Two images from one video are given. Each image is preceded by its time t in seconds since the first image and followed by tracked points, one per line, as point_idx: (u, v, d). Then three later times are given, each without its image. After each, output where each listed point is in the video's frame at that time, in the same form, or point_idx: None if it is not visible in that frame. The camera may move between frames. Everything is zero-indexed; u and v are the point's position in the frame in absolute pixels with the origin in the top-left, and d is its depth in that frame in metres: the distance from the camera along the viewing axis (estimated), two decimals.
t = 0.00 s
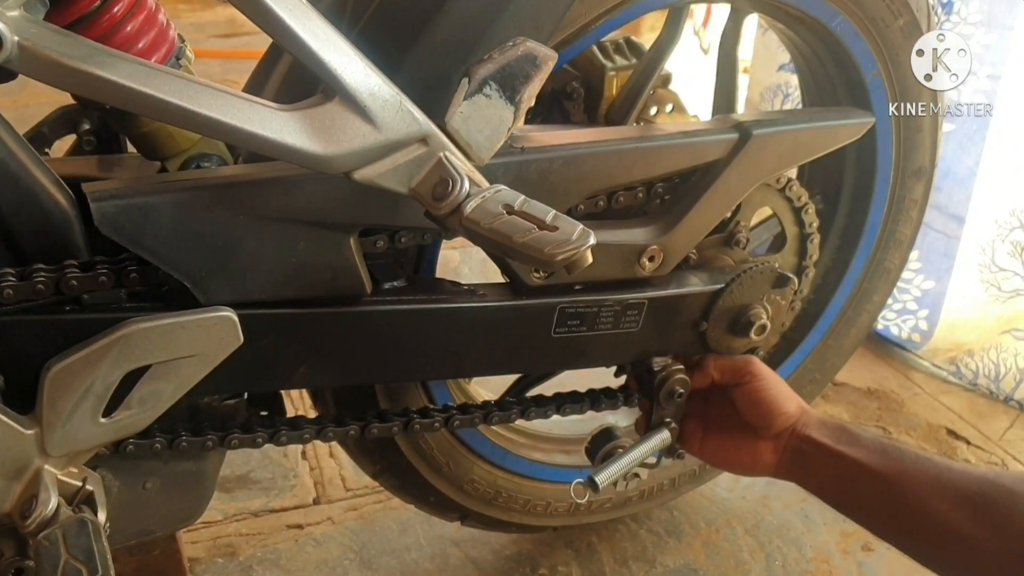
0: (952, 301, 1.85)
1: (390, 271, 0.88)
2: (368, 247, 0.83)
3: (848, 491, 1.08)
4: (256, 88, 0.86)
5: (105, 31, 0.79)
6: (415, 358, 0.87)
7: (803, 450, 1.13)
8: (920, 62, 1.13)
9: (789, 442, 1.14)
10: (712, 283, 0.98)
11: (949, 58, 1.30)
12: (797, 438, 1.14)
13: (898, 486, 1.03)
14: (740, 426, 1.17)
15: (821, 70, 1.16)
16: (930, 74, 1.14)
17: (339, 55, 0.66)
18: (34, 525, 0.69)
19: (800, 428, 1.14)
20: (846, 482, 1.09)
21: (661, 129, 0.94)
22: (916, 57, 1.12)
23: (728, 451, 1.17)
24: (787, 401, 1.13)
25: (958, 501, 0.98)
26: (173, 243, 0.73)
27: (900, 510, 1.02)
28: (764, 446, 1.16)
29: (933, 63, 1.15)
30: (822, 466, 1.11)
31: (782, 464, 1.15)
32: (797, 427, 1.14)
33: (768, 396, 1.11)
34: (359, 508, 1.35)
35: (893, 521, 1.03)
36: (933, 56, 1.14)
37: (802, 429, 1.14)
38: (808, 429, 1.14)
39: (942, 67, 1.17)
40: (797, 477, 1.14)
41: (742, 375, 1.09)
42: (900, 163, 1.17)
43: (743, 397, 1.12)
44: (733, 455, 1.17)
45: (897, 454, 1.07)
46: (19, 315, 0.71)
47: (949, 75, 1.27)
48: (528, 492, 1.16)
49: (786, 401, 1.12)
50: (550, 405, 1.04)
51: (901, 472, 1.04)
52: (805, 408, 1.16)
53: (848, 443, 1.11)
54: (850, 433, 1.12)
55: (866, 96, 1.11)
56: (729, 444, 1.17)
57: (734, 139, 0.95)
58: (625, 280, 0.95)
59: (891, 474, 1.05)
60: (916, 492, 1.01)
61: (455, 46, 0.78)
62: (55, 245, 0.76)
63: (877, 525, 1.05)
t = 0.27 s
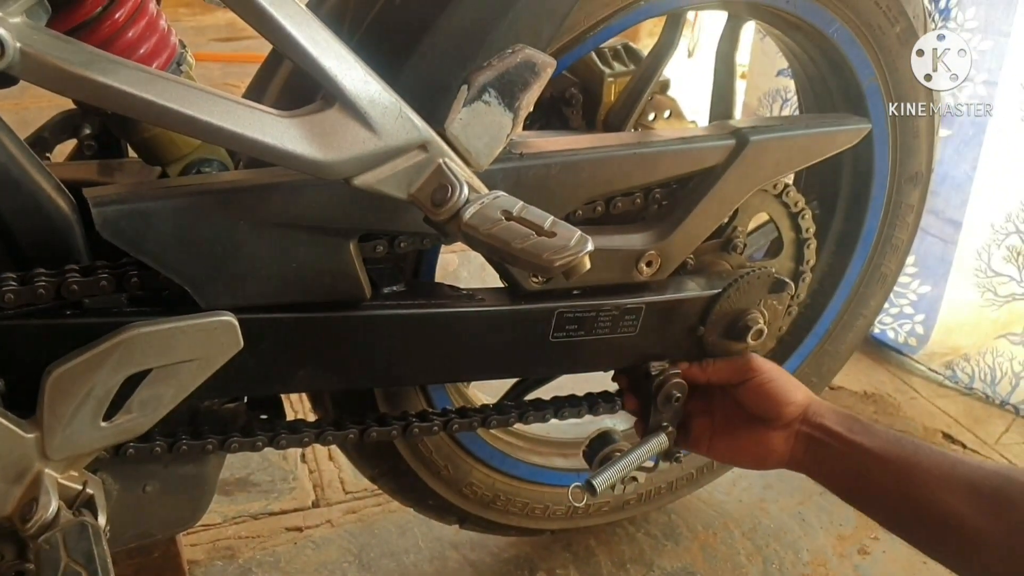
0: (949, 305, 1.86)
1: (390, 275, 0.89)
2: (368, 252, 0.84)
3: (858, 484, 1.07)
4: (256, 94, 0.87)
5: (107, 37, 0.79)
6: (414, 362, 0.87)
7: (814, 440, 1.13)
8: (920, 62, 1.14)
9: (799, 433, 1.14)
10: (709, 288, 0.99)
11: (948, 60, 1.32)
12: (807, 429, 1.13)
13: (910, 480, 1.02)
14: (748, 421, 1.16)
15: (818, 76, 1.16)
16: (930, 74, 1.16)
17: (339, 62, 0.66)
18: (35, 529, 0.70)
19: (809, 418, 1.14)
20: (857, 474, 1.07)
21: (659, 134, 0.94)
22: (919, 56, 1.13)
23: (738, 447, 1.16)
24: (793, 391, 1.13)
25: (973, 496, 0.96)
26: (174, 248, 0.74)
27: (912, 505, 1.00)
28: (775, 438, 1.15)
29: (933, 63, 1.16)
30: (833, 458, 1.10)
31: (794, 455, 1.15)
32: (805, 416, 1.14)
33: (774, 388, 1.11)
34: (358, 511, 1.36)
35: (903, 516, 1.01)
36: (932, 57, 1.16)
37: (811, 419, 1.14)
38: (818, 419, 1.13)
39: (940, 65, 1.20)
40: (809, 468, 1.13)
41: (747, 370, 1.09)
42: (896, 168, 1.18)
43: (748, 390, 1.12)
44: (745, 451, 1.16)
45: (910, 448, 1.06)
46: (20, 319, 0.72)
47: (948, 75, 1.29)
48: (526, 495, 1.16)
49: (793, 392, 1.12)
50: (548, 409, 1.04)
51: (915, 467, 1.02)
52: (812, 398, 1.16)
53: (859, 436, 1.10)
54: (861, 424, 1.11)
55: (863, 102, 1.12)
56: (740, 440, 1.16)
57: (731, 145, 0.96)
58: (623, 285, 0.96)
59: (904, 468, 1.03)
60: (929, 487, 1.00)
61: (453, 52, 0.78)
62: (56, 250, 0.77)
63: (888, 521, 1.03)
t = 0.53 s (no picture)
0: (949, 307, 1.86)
1: (392, 274, 0.89)
2: (370, 250, 0.84)
3: (866, 487, 1.06)
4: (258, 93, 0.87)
5: (110, 35, 0.79)
6: (415, 361, 0.87)
7: (818, 433, 1.11)
8: (921, 62, 1.14)
9: (802, 426, 1.13)
10: (710, 288, 0.99)
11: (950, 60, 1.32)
12: (810, 422, 1.12)
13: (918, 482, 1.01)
14: (750, 418, 1.16)
15: (819, 76, 1.16)
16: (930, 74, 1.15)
17: (342, 60, 0.66)
18: (36, 527, 0.70)
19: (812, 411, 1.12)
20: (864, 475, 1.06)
21: (661, 134, 0.95)
22: (921, 56, 1.13)
23: (743, 445, 1.15)
24: (792, 384, 1.12)
25: (982, 500, 0.96)
26: (176, 246, 0.74)
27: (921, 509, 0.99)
28: (779, 432, 1.13)
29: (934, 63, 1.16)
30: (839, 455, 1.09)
31: (798, 450, 1.13)
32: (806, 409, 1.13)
33: (773, 382, 1.12)
34: (358, 510, 1.36)
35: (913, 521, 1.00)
36: (934, 57, 1.16)
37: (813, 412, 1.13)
38: (821, 412, 1.12)
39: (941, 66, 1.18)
40: (814, 464, 1.11)
41: (745, 368, 1.11)
42: (897, 169, 1.18)
43: (748, 387, 1.13)
44: (749, 448, 1.15)
45: (917, 449, 1.05)
46: (21, 316, 0.72)
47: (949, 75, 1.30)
48: (526, 495, 1.16)
49: (792, 384, 1.12)
50: (548, 408, 1.04)
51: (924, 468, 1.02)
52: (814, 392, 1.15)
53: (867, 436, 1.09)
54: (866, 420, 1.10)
55: (863, 103, 1.12)
56: (743, 437, 1.15)
57: (732, 145, 0.96)
58: (624, 284, 0.96)
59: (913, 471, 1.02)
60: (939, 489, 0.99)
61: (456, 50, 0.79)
62: (58, 248, 0.77)
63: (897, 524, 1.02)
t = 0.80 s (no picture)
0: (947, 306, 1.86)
1: (391, 271, 0.89)
2: (369, 247, 0.84)
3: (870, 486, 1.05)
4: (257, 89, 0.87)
5: (109, 30, 0.79)
6: (415, 358, 0.87)
7: (819, 425, 1.11)
8: (921, 62, 1.14)
9: (803, 418, 1.13)
10: (709, 286, 0.99)
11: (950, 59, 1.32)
12: (811, 414, 1.12)
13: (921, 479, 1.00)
14: (751, 411, 1.16)
15: (818, 74, 1.16)
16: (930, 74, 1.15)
17: (341, 56, 0.66)
18: (34, 523, 0.70)
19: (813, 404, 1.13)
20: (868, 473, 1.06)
21: (660, 131, 0.95)
22: (919, 54, 1.13)
23: (744, 438, 1.15)
24: (792, 377, 1.13)
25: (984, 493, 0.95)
26: (175, 242, 0.74)
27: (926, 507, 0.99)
28: (780, 424, 1.13)
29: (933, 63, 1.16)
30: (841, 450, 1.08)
31: (799, 442, 1.12)
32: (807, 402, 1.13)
33: (773, 375, 1.12)
34: (357, 507, 1.36)
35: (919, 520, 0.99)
36: (933, 57, 1.16)
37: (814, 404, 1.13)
38: (821, 404, 1.12)
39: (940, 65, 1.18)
40: (816, 456, 1.11)
41: (745, 362, 1.12)
42: (895, 167, 1.18)
43: (748, 382, 1.14)
44: (749, 442, 1.15)
45: (918, 441, 1.05)
46: (20, 312, 0.72)
47: (948, 76, 1.30)
48: (524, 492, 1.17)
49: (793, 377, 1.12)
50: (547, 405, 1.04)
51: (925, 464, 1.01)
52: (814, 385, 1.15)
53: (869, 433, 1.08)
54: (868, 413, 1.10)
55: (862, 101, 1.12)
56: (744, 430, 1.15)
57: (731, 142, 0.96)
58: (623, 281, 0.96)
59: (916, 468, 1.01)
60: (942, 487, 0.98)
61: (456, 47, 0.79)
62: (56, 244, 0.77)
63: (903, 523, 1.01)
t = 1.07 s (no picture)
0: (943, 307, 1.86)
1: (387, 272, 0.89)
2: (365, 248, 0.83)
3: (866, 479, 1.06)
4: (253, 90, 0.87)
5: (104, 31, 0.79)
6: (410, 359, 0.87)
7: (812, 424, 1.11)
8: (921, 62, 1.15)
9: (796, 417, 1.13)
10: (705, 287, 0.99)
11: (949, 59, 1.32)
12: (805, 412, 1.12)
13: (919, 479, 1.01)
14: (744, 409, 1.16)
15: (814, 75, 1.16)
16: (930, 74, 1.16)
17: (337, 58, 0.66)
18: (29, 524, 0.69)
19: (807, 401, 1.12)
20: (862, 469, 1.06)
21: (656, 132, 0.95)
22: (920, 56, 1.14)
23: (737, 436, 1.15)
24: (784, 374, 1.12)
25: (978, 496, 0.96)
26: (170, 243, 0.74)
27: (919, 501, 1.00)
28: (773, 423, 1.13)
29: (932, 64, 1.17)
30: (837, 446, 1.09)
31: (793, 440, 1.13)
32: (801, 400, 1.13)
33: (765, 374, 1.11)
34: (353, 508, 1.36)
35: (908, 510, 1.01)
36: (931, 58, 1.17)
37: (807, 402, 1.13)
38: (814, 401, 1.12)
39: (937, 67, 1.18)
40: (809, 454, 1.11)
41: (734, 364, 1.11)
42: (891, 168, 1.18)
43: (738, 382, 1.13)
44: (743, 443, 1.14)
45: (913, 441, 1.05)
46: (14, 313, 0.71)
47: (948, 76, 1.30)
48: (520, 492, 1.17)
49: (784, 375, 1.12)
50: (543, 406, 1.04)
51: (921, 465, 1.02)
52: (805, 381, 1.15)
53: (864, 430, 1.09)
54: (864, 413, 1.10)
55: (859, 102, 1.12)
56: (737, 429, 1.15)
57: (727, 143, 0.96)
58: (619, 283, 0.96)
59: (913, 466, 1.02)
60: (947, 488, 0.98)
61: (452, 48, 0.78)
62: (51, 244, 0.77)
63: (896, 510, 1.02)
